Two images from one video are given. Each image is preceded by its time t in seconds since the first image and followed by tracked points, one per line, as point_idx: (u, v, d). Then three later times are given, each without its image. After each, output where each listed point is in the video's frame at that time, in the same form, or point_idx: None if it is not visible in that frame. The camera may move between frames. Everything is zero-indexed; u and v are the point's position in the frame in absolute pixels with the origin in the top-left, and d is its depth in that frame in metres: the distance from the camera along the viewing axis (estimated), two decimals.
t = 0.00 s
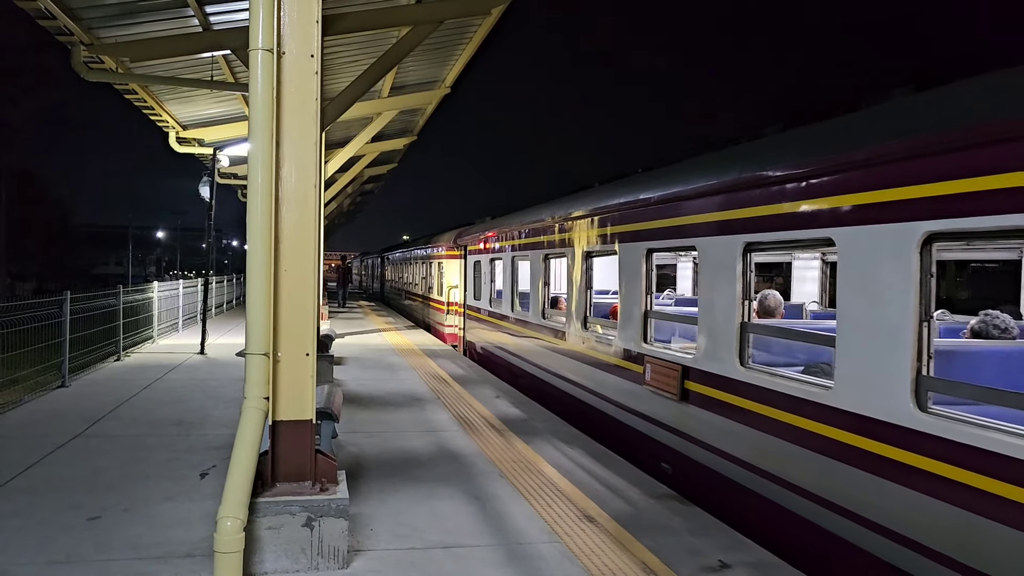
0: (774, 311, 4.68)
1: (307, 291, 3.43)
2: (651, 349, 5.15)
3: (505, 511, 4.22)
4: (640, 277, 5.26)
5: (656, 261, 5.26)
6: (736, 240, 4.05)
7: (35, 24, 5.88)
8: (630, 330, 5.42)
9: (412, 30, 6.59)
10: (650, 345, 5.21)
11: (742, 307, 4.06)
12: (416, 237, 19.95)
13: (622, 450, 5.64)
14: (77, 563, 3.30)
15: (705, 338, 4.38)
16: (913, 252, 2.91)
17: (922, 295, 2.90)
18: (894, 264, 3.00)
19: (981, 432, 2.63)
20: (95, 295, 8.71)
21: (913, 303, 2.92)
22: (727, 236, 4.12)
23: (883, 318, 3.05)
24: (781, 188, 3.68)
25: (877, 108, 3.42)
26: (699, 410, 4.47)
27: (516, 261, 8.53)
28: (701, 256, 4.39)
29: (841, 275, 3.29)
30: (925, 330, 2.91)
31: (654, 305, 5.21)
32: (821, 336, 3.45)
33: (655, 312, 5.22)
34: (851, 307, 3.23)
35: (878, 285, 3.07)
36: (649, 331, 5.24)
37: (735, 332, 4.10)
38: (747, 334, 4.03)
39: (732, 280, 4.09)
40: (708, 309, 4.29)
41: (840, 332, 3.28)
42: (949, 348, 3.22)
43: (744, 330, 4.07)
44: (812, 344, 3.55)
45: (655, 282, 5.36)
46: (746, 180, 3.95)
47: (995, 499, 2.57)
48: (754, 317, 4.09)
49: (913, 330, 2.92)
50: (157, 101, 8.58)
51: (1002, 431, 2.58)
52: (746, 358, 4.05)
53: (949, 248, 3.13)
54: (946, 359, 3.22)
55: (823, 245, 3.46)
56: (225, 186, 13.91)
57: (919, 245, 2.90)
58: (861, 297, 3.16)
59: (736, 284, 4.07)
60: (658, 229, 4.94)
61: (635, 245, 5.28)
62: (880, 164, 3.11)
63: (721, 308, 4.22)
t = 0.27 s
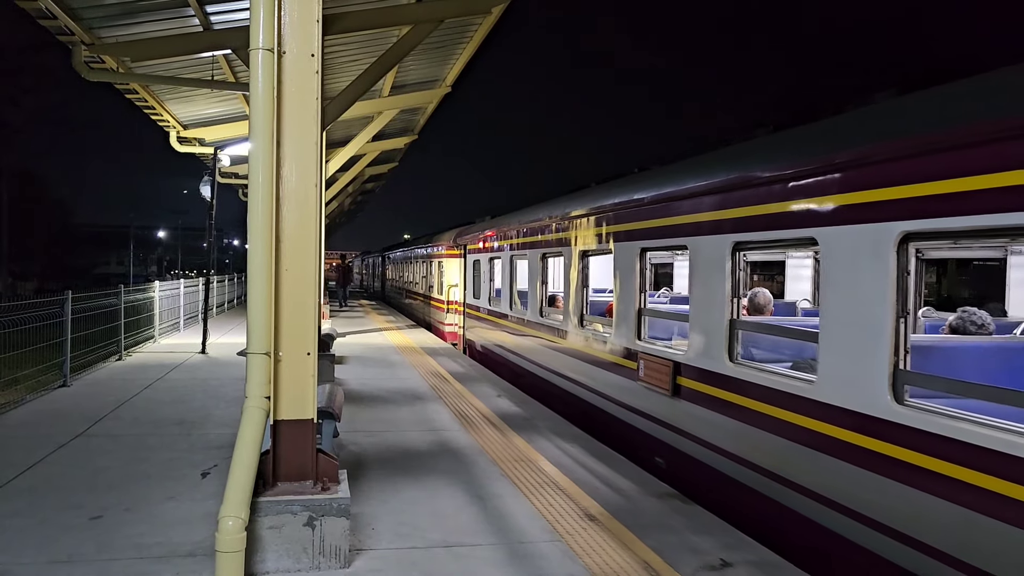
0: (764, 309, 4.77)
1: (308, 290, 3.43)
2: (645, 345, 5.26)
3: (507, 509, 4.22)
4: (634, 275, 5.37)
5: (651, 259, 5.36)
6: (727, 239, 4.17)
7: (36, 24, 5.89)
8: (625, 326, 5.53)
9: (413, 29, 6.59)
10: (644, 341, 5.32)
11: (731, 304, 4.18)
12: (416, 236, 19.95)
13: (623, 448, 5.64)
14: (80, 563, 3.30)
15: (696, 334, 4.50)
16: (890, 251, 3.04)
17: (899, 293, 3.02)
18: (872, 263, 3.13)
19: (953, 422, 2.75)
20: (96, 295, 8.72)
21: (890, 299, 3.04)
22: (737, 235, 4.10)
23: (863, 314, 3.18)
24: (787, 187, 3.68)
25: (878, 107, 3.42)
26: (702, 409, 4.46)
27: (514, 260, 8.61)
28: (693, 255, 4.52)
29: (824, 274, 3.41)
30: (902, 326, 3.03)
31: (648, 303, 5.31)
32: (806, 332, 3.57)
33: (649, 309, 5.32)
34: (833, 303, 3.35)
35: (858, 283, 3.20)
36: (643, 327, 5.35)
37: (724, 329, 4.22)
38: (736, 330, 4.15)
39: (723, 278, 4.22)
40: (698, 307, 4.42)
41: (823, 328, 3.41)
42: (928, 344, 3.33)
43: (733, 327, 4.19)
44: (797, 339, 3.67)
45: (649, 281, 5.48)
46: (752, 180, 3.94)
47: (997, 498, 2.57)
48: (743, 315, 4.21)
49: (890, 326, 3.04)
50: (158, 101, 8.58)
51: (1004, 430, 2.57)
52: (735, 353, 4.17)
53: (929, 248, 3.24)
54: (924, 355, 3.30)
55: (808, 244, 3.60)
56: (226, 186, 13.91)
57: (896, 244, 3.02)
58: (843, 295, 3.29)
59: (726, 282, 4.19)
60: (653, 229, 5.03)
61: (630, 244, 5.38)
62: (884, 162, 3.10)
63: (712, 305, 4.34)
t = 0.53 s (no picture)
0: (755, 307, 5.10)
1: (308, 289, 3.43)
2: (638, 342, 5.39)
3: (507, 509, 4.21)
4: (628, 273, 5.49)
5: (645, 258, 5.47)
6: (716, 239, 4.30)
7: (37, 23, 5.89)
8: (620, 323, 5.64)
9: (413, 28, 6.58)
10: (638, 338, 5.44)
11: (720, 302, 4.30)
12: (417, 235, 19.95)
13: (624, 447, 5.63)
14: (82, 562, 3.31)
15: (687, 331, 4.63)
16: (869, 249, 3.17)
17: (877, 290, 3.16)
18: (853, 262, 3.26)
19: (924, 412, 2.87)
20: (98, 294, 8.72)
21: (869, 296, 3.18)
22: (741, 232, 4.07)
23: (843, 311, 3.31)
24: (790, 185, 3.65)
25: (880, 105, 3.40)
26: (703, 407, 4.45)
27: (512, 259, 8.70)
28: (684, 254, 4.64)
29: (809, 273, 3.54)
30: (879, 322, 3.17)
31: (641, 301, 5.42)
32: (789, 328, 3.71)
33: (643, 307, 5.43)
34: (815, 300, 3.48)
35: (839, 281, 3.33)
36: (637, 325, 5.47)
37: (714, 326, 4.34)
38: (725, 327, 4.26)
39: (712, 277, 4.35)
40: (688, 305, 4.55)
41: (807, 324, 3.53)
42: (906, 339, 3.43)
43: (722, 324, 4.31)
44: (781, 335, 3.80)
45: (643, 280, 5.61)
46: (756, 180, 3.91)
47: (997, 496, 2.56)
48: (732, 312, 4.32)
49: (869, 322, 3.18)
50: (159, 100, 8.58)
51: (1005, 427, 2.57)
52: (724, 349, 4.28)
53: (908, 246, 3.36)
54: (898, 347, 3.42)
55: (791, 244, 3.73)
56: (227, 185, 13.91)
57: (874, 243, 3.15)
58: (825, 292, 3.41)
59: (715, 281, 4.32)
60: (645, 229, 5.18)
61: (624, 244, 5.53)
62: (885, 160, 3.09)
63: (702, 303, 4.46)
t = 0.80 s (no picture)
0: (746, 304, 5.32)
1: (309, 288, 3.43)
2: (631, 338, 5.51)
3: (509, 507, 4.21)
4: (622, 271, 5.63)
5: (637, 256, 5.60)
6: (705, 237, 4.44)
7: (38, 21, 5.89)
8: (613, 320, 5.79)
9: (413, 27, 6.57)
10: (630, 335, 5.58)
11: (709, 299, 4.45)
12: (418, 234, 19.93)
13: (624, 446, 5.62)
14: (83, 560, 3.31)
15: (677, 327, 4.77)
16: (847, 248, 3.32)
17: (855, 288, 3.33)
18: (832, 260, 3.41)
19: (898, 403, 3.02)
20: (98, 293, 8.72)
21: (846, 293, 3.34)
22: (746, 229, 4.04)
23: (824, 308, 3.46)
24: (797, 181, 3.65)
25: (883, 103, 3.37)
26: (703, 404, 4.45)
27: (510, 257, 8.83)
28: (675, 252, 4.79)
29: (791, 270, 3.69)
30: (857, 317, 3.33)
31: (634, 298, 5.57)
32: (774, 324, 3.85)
33: (636, 304, 5.58)
34: (798, 297, 3.63)
35: (820, 279, 3.48)
36: (630, 321, 5.61)
37: (704, 322, 4.48)
38: (714, 322, 4.41)
39: (702, 274, 4.49)
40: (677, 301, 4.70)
41: (790, 321, 3.68)
42: (884, 334, 3.50)
43: (711, 320, 4.45)
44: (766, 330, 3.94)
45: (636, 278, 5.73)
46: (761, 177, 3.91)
47: (999, 493, 2.57)
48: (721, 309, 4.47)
49: (847, 318, 3.34)
50: (160, 98, 8.57)
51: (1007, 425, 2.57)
52: (713, 344, 4.42)
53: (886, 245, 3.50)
54: (879, 344, 3.48)
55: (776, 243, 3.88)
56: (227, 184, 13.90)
57: (851, 241, 3.32)
58: (807, 290, 3.56)
59: (704, 278, 4.46)
60: (648, 226, 5.17)
61: (617, 243, 5.66)
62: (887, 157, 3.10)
63: (692, 300, 4.61)
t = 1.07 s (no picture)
0: (735, 301, 5.42)
1: (311, 286, 3.43)
2: (624, 334, 5.65)
3: (510, 505, 4.21)
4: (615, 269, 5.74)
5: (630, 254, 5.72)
6: (693, 236, 4.55)
7: (37, 20, 5.89)
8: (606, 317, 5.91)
9: (413, 25, 6.57)
10: (623, 331, 5.70)
11: (698, 296, 4.56)
12: (418, 232, 19.92)
13: (625, 445, 5.62)
14: (84, 558, 3.32)
15: (668, 323, 4.88)
16: (824, 247, 3.44)
17: (833, 284, 3.45)
18: (812, 258, 3.53)
19: (874, 395, 3.15)
20: (99, 291, 8.72)
21: (825, 290, 3.46)
22: (746, 228, 4.02)
23: (804, 304, 3.58)
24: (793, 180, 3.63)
25: (883, 101, 3.36)
26: (705, 402, 4.45)
27: (508, 256, 8.96)
28: (665, 250, 4.89)
29: (774, 268, 3.80)
30: (835, 313, 3.45)
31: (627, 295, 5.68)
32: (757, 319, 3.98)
33: (629, 301, 5.69)
34: (781, 293, 3.75)
35: (800, 277, 3.60)
36: (622, 318, 5.73)
37: (693, 318, 4.60)
38: (703, 318, 4.52)
39: (690, 272, 4.60)
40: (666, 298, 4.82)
41: (773, 318, 3.81)
42: (862, 329, 3.66)
43: (700, 316, 4.57)
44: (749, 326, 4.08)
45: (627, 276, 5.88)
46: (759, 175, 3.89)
47: (998, 490, 2.58)
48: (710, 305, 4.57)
49: (826, 313, 3.46)
50: (160, 97, 8.57)
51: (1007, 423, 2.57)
52: (701, 340, 4.54)
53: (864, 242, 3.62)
54: (857, 339, 3.65)
55: (759, 242, 3.99)
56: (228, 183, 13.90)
57: (829, 241, 3.42)
58: (788, 288, 3.69)
59: (693, 275, 4.57)
60: (648, 224, 5.14)
61: (611, 242, 5.77)
62: (884, 156, 3.09)
63: (682, 297, 4.71)
